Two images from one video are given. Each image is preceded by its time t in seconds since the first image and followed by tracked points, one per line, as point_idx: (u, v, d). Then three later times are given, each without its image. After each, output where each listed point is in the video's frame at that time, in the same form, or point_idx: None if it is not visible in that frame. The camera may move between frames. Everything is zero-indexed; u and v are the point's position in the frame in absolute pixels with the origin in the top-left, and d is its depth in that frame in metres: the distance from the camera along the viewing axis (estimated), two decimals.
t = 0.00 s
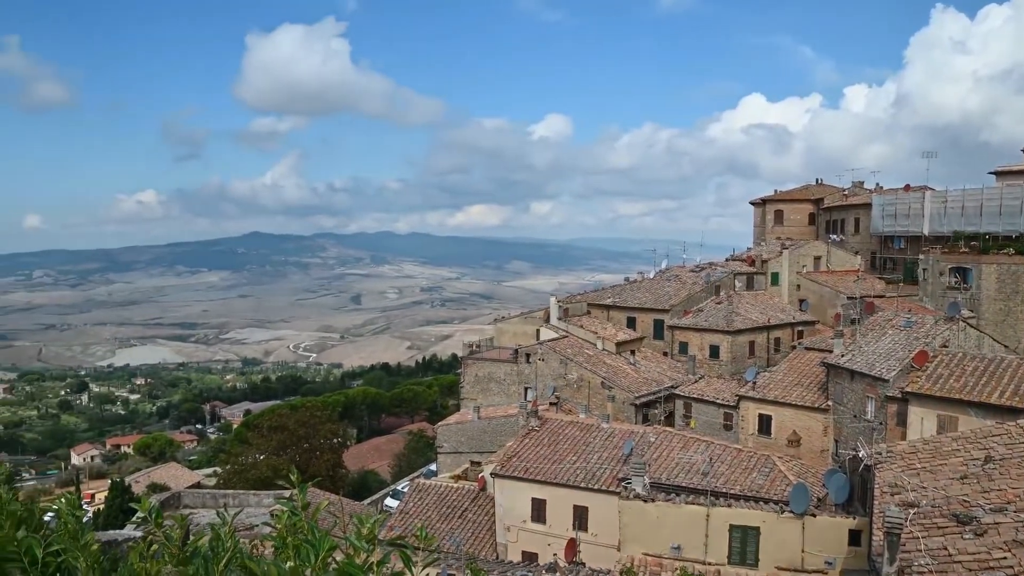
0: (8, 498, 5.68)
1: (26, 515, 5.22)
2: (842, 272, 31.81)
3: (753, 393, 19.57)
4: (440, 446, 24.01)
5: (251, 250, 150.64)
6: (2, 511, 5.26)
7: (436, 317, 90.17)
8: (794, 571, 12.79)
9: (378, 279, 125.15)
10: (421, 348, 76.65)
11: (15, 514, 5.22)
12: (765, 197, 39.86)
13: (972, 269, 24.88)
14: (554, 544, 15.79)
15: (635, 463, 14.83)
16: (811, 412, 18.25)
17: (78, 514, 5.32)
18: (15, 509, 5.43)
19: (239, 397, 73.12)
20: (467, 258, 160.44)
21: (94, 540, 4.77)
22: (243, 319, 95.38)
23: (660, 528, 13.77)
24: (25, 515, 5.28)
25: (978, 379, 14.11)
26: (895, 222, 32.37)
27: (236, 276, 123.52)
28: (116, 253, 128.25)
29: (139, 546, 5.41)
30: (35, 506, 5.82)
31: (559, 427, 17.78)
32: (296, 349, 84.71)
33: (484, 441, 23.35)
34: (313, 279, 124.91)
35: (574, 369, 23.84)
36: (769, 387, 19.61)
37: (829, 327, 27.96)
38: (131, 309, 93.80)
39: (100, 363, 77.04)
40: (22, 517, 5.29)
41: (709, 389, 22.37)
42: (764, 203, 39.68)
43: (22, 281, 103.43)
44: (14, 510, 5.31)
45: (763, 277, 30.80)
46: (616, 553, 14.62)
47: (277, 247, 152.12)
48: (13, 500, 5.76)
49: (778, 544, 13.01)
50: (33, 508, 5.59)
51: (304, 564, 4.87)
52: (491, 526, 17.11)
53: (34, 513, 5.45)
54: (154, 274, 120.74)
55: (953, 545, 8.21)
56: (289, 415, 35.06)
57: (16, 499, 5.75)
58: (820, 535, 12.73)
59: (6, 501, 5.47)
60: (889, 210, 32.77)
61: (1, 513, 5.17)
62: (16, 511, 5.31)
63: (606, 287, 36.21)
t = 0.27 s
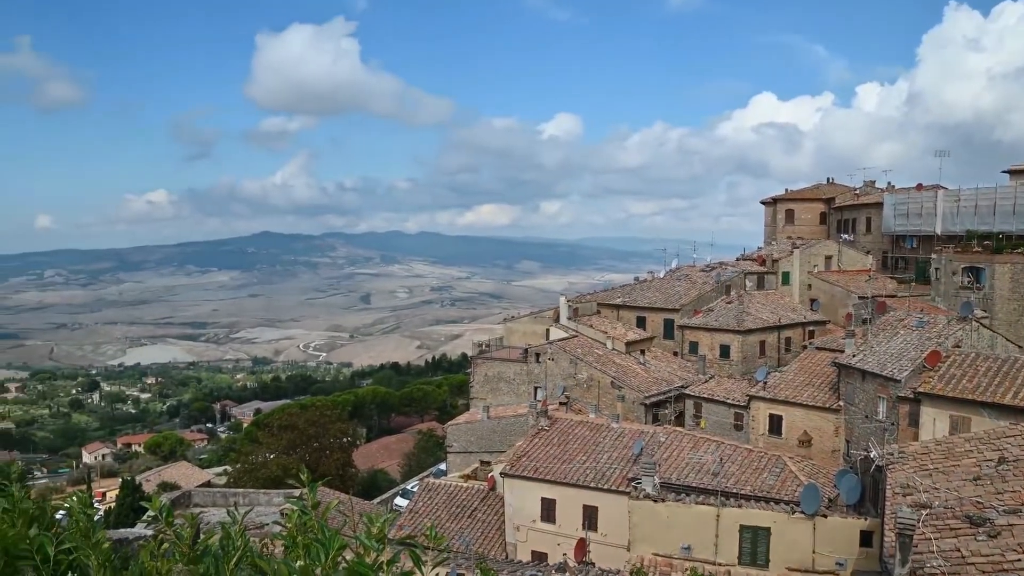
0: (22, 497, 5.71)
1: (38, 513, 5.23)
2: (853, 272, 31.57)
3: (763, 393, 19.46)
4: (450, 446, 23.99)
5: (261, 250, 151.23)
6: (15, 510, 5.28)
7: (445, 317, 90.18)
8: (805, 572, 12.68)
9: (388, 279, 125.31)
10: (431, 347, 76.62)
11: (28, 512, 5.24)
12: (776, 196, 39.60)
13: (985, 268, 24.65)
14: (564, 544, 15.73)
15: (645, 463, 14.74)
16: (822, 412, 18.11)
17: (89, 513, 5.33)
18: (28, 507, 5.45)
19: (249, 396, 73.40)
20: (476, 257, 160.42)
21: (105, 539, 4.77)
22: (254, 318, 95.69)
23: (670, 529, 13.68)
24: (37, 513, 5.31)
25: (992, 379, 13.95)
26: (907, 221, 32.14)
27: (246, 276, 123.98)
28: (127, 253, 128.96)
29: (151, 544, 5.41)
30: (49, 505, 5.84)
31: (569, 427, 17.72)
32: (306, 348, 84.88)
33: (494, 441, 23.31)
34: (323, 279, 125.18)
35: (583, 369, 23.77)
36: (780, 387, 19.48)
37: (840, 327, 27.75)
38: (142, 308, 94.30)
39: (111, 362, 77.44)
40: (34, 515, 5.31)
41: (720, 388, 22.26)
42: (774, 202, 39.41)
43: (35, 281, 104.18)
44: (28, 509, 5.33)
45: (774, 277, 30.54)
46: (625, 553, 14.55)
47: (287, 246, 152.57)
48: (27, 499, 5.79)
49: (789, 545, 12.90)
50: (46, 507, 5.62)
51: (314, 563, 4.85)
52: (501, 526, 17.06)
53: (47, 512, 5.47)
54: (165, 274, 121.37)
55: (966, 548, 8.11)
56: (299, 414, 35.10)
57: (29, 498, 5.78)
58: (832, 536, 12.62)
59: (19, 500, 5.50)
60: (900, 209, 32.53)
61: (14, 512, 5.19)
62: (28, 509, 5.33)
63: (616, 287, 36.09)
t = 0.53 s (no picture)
0: (36, 495, 5.74)
1: (50, 511, 5.25)
2: (866, 272, 31.32)
3: (775, 393, 19.32)
4: (460, 446, 23.97)
5: (272, 250, 151.79)
6: (27, 509, 5.30)
7: (456, 316, 90.18)
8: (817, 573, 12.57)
9: (399, 279, 125.49)
10: (441, 347, 76.60)
11: (42, 510, 5.27)
12: (788, 196, 39.21)
13: (1000, 268, 24.39)
14: (574, 544, 15.66)
15: (656, 463, 14.66)
16: (834, 412, 17.97)
17: (102, 511, 5.35)
18: (42, 505, 5.48)
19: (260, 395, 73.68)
20: (487, 257, 160.36)
21: (117, 538, 4.79)
22: (264, 318, 96.04)
23: (681, 529, 13.58)
24: (50, 511, 5.32)
25: (1006, 380, 13.77)
26: (921, 220, 31.81)
27: (257, 276, 124.47)
28: (139, 253, 129.73)
29: (164, 542, 5.41)
30: (62, 502, 5.87)
31: (579, 427, 17.65)
32: (317, 347, 85.10)
33: (504, 441, 23.26)
34: (334, 278, 125.53)
35: (594, 369, 23.69)
36: (791, 387, 19.35)
37: (852, 327, 27.54)
38: (154, 308, 94.91)
39: (123, 361, 77.91)
40: (48, 513, 5.33)
41: (731, 388, 22.14)
42: (786, 201, 39.04)
43: (48, 280, 104.93)
44: (41, 507, 5.36)
45: (786, 277, 30.49)
46: (636, 554, 14.47)
47: (298, 246, 153.04)
48: (41, 498, 5.82)
49: (800, 546, 12.78)
50: (59, 505, 5.65)
51: (326, 562, 4.82)
52: (511, 527, 17.00)
53: (59, 510, 5.49)
54: (177, 274, 122.07)
55: (981, 549, 7.98)
56: (310, 414, 35.16)
57: (42, 496, 5.80)
58: (843, 538, 12.51)
59: (32, 498, 5.51)
60: (914, 208, 32.18)
61: (27, 511, 5.21)
62: (41, 508, 5.35)
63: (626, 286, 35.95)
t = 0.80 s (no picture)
0: (48, 493, 5.74)
1: (62, 509, 5.25)
2: (878, 271, 31.08)
3: (785, 394, 19.20)
4: (470, 446, 23.94)
5: (283, 250, 152.29)
6: (40, 507, 5.32)
7: (466, 316, 90.24)
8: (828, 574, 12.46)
9: (409, 278, 125.68)
10: (451, 347, 76.61)
11: (54, 509, 5.27)
12: (799, 195, 38.86)
13: (1014, 268, 24.19)
14: (584, 544, 15.59)
15: (666, 463, 14.58)
16: (845, 413, 17.83)
17: (114, 509, 5.35)
18: (54, 503, 5.48)
19: (271, 395, 73.94)
20: (497, 256, 160.38)
21: (130, 535, 4.79)
22: (275, 317, 96.37)
23: (691, 530, 13.50)
24: (63, 510, 5.33)
25: (1021, 380, 13.61)
26: (933, 219, 31.55)
27: (267, 275, 124.98)
28: (150, 253, 130.45)
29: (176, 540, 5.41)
30: (75, 501, 5.88)
31: (589, 427, 17.58)
32: (327, 347, 85.28)
33: (514, 440, 23.21)
34: (344, 278, 125.85)
35: (604, 369, 23.60)
36: (802, 388, 19.20)
37: (864, 327, 27.33)
38: (165, 308, 95.41)
39: (134, 360, 78.28)
40: (60, 512, 5.34)
41: (742, 389, 22.02)
42: (797, 201, 38.68)
43: (60, 279, 105.63)
44: (54, 505, 5.36)
45: (797, 277, 30.31)
46: (646, 554, 14.40)
47: (309, 246, 153.55)
48: (54, 497, 5.83)
49: (811, 547, 12.67)
50: (71, 503, 5.66)
51: (336, 563, 4.79)
52: (521, 526, 16.96)
53: (72, 508, 5.50)
54: (188, 274, 122.73)
55: (996, 552, 7.88)
56: (320, 413, 35.20)
57: (54, 495, 5.81)
58: (855, 539, 12.40)
59: (44, 496, 5.52)
60: (926, 207, 31.90)
61: (40, 509, 5.21)
62: (53, 506, 5.36)
63: (636, 286, 35.83)
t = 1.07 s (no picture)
0: (60, 492, 5.73)
1: (74, 508, 5.25)
2: (890, 271, 30.85)
3: (797, 394, 19.04)
4: (480, 446, 23.89)
5: (294, 250, 152.72)
6: (52, 506, 5.32)
7: (476, 316, 90.26)
8: None
9: (419, 278, 125.83)
10: (461, 347, 76.60)
11: (66, 507, 5.26)
12: (810, 194, 38.54)
13: None
14: (594, 544, 15.52)
15: (676, 463, 14.48)
16: (857, 413, 17.68)
17: (125, 511, 5.37)
18: (66, 502, 5.48)
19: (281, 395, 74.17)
20: (507, 256, 160.38)
21: (141, 534, 4.79)
22: (286, 317, 96.65)
23: (702, 530, 13.42)
24: (74, 508, 5.32)
25: None
26: (945, 219, 31.39)
27: (278, 275, 125.42)
28: (161, 253, 131.07)
29: (187, 538, 5.39)
30: (87, 500, 5.88)
31: (600, 427, 17.50)
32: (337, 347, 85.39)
33: (524, 441, 23.14)
34: (354, 278, 126.10)
35: (614, 369, 23.50)
36: (814, 388, 19.06)
37: (877, 327, 27.13)
38: (176, 308, 95.86)
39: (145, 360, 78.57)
40: (71, 511, 5.33)
41: (753, 389, 21.90)
42: (808, 200, 38.29)
43: (72, 279, 106.21)
44: (66, 505, 5.36)
45: (808, 276, 30.09)
46: (656, 555, 14.32)
47: (319, 246, 153.95)
48: (65, 496, 5.83)
49: (823, 548, 12.57)
50: (83, 502, 5.66)
51: (346, 562, 4.76)
52: (531, 526, 16.90)
53: (83, 507, 5.49)
54: (199, 274, 123.30)
55: (1011, 554, 7.78)
56: (331, 413, 35.21)
57: (66, 495, 5.82)
58: (867, 540, 12.29)
59: (57, 496, 5.52)
60: (939, 207, 31.64)
61: (52, 508, 5.21)
62: (65, 505, 5.35)
63: (646, 286, 35.69)
